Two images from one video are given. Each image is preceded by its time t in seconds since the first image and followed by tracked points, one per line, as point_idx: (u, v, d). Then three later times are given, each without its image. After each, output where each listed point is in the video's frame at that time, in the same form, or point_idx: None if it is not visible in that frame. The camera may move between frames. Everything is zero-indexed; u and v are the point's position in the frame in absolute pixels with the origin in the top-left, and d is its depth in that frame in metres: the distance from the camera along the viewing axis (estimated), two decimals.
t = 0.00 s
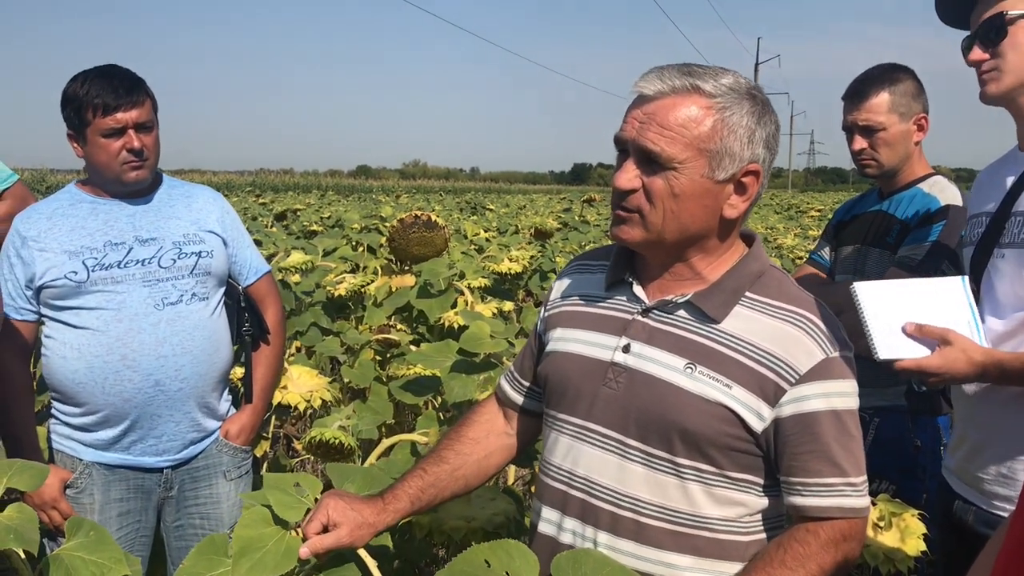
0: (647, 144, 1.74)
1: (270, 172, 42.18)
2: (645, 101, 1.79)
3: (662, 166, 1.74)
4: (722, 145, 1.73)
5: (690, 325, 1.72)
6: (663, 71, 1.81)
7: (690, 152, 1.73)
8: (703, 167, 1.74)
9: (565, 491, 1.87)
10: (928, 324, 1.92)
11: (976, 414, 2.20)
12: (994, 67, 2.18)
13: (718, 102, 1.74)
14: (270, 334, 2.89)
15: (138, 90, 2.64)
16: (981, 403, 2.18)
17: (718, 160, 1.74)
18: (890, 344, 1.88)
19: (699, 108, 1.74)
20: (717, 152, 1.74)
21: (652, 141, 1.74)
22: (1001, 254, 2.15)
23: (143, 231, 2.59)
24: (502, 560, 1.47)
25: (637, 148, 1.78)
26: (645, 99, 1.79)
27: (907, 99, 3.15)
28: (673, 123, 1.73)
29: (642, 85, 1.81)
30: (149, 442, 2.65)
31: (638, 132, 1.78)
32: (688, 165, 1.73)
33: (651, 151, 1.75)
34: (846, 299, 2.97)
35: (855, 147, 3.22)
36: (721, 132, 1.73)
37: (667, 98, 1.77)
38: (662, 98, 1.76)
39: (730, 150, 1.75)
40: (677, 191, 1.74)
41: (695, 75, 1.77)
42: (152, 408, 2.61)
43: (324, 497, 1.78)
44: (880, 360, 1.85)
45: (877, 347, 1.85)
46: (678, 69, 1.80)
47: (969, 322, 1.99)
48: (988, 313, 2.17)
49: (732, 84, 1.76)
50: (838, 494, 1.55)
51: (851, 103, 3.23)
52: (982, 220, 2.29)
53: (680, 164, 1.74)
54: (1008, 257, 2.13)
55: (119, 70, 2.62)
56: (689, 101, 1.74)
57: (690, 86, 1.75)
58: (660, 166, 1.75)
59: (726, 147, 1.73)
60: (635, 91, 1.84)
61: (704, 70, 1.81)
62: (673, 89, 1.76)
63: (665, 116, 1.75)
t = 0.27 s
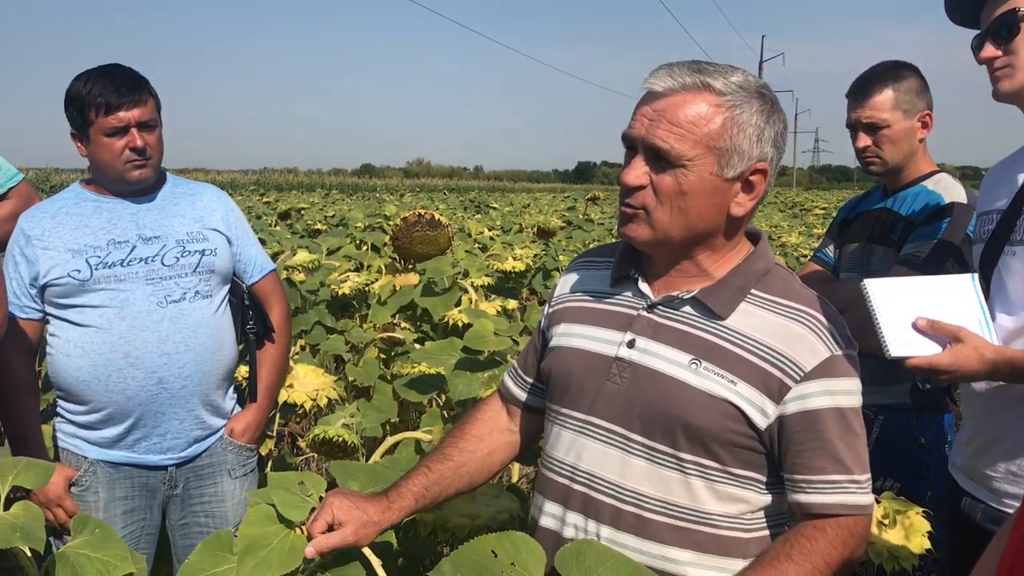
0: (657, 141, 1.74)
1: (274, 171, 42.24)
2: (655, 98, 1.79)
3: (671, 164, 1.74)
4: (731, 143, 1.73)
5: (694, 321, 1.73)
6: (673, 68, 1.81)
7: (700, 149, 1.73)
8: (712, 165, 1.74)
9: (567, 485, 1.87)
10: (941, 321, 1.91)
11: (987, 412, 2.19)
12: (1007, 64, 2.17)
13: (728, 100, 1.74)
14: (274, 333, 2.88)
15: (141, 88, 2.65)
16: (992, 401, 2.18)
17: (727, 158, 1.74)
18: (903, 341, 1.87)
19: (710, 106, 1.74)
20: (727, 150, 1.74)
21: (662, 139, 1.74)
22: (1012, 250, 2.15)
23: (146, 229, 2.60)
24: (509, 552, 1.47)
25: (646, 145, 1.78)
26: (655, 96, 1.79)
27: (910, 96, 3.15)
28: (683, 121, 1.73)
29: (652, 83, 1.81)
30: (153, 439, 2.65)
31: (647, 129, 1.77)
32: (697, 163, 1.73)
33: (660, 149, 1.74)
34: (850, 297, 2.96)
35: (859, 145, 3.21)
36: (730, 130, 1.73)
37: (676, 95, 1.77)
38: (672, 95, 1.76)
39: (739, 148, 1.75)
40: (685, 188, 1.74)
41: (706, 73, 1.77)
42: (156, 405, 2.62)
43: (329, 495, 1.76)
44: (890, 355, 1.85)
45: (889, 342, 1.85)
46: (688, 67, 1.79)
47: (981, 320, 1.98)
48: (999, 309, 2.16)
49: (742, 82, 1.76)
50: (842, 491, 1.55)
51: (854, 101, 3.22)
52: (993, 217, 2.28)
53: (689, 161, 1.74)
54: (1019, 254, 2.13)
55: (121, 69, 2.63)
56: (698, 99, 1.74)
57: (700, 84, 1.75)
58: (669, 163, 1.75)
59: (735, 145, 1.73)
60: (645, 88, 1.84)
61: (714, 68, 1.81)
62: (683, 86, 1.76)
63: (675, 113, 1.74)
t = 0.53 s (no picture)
0: (661, 138, 1.74)
1: (280, 169, 42.33)
2: (658, 95, 1.79)
3: (675, 160, 1.74)
4: (735, 138, 1.73)
5: (694, 317, 1.73)
6: (676, 65, 1.81)
7: (704, 145, 1.72)
8: (717, 161, 1.74)
9: (569, 481, 1.88)
10: (950, 322, 1.90)
11: (994, 408, 2.18)
12: (1016, 61, 2.16)
13: (731, 95, 1.74)
14: (279, 330, 2.89)
15: (144, 86, 2.66)
16: (1000, 397, 2.16)
17: (731, 153, 1.74)
18: (912, 343, 1.87)
19: (714, 102, 1.73)
20: (731, 146, 1.74)
21: (667, 134, 1.74)
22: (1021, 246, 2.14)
23: (151, 227, 2.61)
24: (512, 553, 1.47)
25: (650, 141, 1.77)
26: (658, 92, 1.79)
27: (914, 93, 3.14)
28: (687, 117, 1.73)
29: (654, 80, 1.81)
30: (159, 437, 2.66)
31: (651, 126, 1.77)
32: (702, 159, 1.73)
33: (664, 145, 1.74)
34: (854, 293, 2.96)
35: (863, 142, 3.21)
36: (734, 126, 1.73)
37: (680, 92, 1.77)
38: (675, 92, 1.76)
39: (743, 144, 1.75)
40: (690, 184, 1.74)
41: (709, 69, 1.77)
42: (161, 403, 2.63)
43: (332, 493, 1.77)
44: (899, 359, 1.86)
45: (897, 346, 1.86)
46: (691, 63, 1.79)
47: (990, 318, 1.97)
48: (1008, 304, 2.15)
49: (745, 78, 1.76)
50: (842, 487, 1.55)
51: (858, 98, 3.22)
52: (999, 213, 2.28)
53: (694, 157, 1.74)
54: None
55: (124, 67, 2.64)
56: (702, 95, 1.74)
57: (703, 80, 1.75)
58: (674, 159, 1.75)
59: (739, 140, 1.73)
60: (648, 85, 1.84)
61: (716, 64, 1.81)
62: (686, 83, 1.76)
63: (679, 109, 1.74)
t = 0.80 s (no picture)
0: (678, 142, 1.73)
1: (286, 167, 42.43)
2: (669, 98, 1.77)
3: (693, 163, 1.75)
4: (749, 139, 1.75)
5: (697, 315, 1.73)
6: (684, 66, 1.80)
7: (721, 148, 1.73)
8: (733, 162, 1.75)
9: (575, 479, 1.89)
10: (957, 318, 1.90)
11: (999, 406, 2.18)
12: None
13: (743, 96, 1.75)
14: (288, 328, 2.91)
15: (152, 86, 2.67)
16: (1004, 394, 2.16)
17: (745, 154, 1.76)
18: (917, 339, 1.88)
19: (728, 104, 1.74)
20: (744, 146, 1.75)
21: (684, 138, 1.74)
22: None
23: (159, 227, 2.63)
24: (521, 546, 1.48)
25: (665, 145, 1.77)
26: (669, 95, 1.77)
27: (921, 91, 3.13)
28: (703, 120, 1.73)
29: (663, 82, 1.79)
30: (169, 435, 2.68)
31: (665, 129, 1.76)
32: (719, 161, 1.74)
33: (682, 148, 1.74)
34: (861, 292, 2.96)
35: (870, 141, 3.21)
36: (748, 128, 1.75)
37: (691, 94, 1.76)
38: (687, 94, 1.75)
39: (756, 144, 1.77)
40: (707, 186, 1.75)
41: (718, 70, 1.76)
42: (171, 401, 2.65)
43: (344, 494, 1.77)
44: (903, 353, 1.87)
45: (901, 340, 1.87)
46: (699, 64, 1.78)
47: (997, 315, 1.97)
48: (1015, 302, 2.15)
49: (754, 78, 1.77)
50: (845, 482, 1.56)
51: (865, 97, 3.21)
52: (1007, 211, 2.27)
53: (710, 160, 1.74)
54: None
55: (131, 66, 2.66)
56: (715, 97, 1.74)
57: (715, 82, 1.74)
58: (690, 162, 1.75)
59: (753, 141, 1.75)
60: (655, 87, 1.82)
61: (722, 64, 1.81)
62: (697, 85, 1.75)
63: (693, 112, 1.74)
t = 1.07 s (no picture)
0: (701, 143, 1.74)
1: (292, 167, 42.52)
2: (687, 98, 1.77)
3: (713, 164, 1.75)
4: (765, 141, 1.78)
5: (699, 313, 1.74)
6: (700, 67, 1.80)
7: (741, 149, 1.75)
8: (750, 163, 1.77)
9: (580, 477, 1.89)
10: (960, 321, 1.91)
11: (1003, 406, 2.18)
12: None
13: (760, 99, 1.77)
14: (293, 328, 2.93)
15: (159, 86, 2.69)
16: (1008, 395, 2.16)
17: (761, 155, 1.78)
18: (918, 341, 1.89)
19: (748, 107, 1.76)
20: (760, 148, 1.78)
21: (706, 139, 1.74)
22: None
23: (167, 227, 2.64)
24: (514, 542, 1.48)
25: (685, 145, 1.77)
26: (688, 96, 1.77)
27: (926, 92, 3.13)
28: (724, 121, 1.74)
29: (682, 82, 1.79)
30: (176, 434, 2.70)
31: (686, 130, 1.76)
32: (738, 162, 1.76)
33: (703, 149, 1.75)
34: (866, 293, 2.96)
35: (876, 142, 3.21)
36: (765, 130, 1.78)
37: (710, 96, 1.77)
38: (707, 95, 1.75)
39: (770, 146, 1.80)
40: (727, 187, 1.76)
41: (735, 73, 1.77)
42: (178, 401, 2.66)
43: (351, 495, 1.78)
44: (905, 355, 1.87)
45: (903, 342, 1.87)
46: (716, 65, 1.79)
47: (1000, 317, 1.97)
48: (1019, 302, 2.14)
49: (768, 81, 1.80)
50: (846, 478, 1.56)
51: (870, 99, 3.21)
52: (1009, 212, 2.28)
53: (729, 161, 1.76)
54: None
55: (138, 66, 2.68)
56: (735, 99, 1.75)
57: (733, 84, 1.76)
58: (710, 163, 1.76)
59: (770, 143, 1.78)
60: (672, 87, 1.81)
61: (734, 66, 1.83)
62: (716, 86, 1.76)
63: (714, 114, 1.74)
